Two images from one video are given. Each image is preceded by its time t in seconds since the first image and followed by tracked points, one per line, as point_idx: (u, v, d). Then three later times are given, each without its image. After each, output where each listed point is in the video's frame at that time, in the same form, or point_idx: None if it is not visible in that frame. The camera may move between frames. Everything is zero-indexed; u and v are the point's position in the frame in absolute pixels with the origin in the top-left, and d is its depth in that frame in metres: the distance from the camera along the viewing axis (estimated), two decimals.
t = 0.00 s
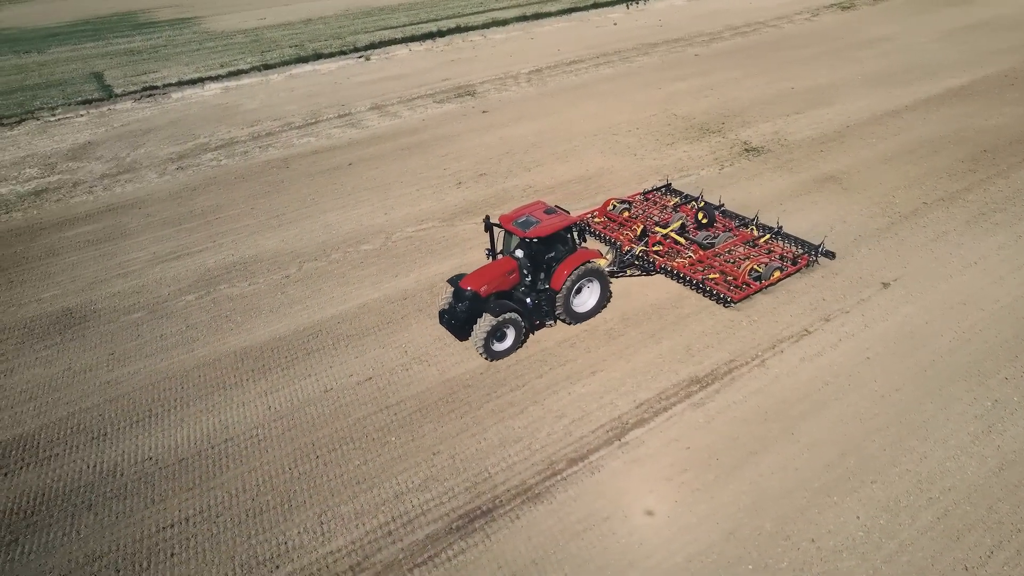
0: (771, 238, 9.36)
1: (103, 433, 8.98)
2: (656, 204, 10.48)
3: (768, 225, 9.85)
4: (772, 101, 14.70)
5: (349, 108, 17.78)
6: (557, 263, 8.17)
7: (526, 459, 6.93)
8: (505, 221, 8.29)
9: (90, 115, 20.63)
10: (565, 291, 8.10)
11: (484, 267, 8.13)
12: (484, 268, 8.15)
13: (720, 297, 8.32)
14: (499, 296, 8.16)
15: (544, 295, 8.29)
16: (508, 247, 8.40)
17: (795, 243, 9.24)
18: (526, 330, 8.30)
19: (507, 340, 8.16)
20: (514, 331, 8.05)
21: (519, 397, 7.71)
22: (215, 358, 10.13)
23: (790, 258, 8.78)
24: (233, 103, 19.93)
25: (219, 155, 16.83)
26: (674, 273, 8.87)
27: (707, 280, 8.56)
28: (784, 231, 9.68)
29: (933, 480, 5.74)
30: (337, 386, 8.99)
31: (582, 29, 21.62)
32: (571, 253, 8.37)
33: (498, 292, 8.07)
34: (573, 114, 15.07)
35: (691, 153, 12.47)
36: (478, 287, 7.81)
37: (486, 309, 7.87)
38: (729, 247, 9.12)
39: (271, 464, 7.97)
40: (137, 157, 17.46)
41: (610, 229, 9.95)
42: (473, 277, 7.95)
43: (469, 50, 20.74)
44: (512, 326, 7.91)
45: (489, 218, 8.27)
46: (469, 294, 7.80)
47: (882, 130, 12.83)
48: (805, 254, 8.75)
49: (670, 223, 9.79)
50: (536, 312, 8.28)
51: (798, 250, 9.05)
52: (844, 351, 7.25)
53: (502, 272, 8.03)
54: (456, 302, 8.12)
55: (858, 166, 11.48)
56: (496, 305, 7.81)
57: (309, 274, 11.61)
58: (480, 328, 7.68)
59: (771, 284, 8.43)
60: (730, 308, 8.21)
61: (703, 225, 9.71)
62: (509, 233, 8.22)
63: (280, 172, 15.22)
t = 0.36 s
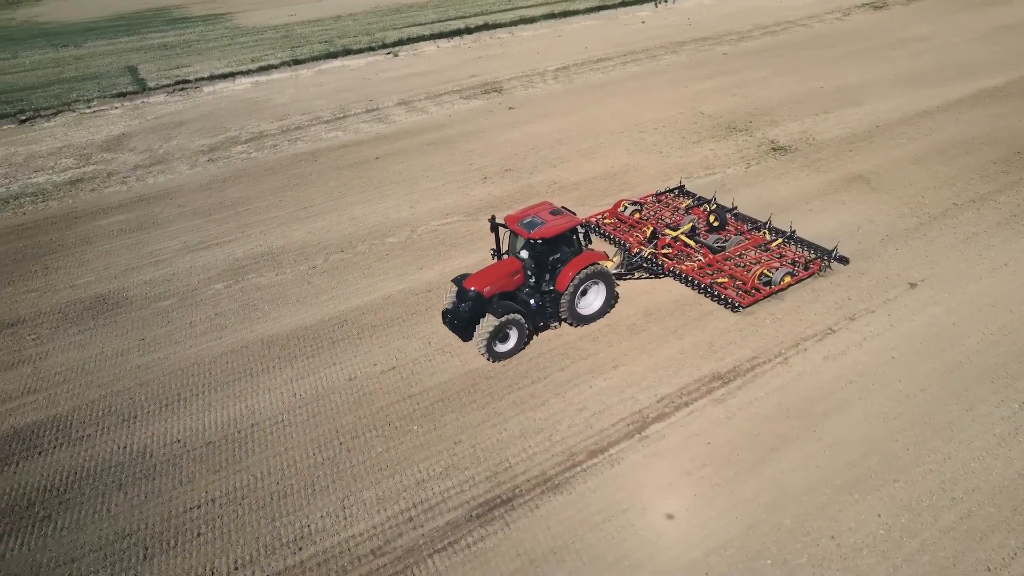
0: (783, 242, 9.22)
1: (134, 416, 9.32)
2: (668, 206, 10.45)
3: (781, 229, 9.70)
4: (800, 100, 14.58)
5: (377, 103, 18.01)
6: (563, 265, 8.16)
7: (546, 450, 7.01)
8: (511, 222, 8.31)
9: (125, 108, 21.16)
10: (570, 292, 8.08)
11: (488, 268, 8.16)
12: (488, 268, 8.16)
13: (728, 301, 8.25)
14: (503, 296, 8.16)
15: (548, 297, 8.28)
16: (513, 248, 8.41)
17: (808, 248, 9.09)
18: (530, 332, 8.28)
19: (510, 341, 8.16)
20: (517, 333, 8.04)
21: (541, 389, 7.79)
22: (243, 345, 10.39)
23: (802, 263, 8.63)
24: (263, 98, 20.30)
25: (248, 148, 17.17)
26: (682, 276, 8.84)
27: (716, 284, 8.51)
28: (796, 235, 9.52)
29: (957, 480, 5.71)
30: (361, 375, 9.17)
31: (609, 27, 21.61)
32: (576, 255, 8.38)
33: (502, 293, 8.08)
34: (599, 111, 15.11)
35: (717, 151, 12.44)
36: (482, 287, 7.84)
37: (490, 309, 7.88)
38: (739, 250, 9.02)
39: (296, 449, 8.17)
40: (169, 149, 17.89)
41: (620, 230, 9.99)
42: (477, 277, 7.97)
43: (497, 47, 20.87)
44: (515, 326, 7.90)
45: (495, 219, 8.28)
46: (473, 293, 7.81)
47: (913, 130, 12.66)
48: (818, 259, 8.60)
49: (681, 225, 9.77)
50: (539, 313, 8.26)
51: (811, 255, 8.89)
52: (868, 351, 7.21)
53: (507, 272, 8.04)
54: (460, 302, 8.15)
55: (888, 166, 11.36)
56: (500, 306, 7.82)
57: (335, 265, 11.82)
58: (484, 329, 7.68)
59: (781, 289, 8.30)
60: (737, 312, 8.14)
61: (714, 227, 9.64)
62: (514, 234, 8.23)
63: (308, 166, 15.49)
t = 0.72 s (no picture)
0: (793, 245, 9.13)
1: (164, 398, 9.64)
2: (677, 207, 10.43)
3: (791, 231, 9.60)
4: (828, 100, 14.46)
5: (403, 98, 18.24)
6: (565, 265, 8.22)
7: (565, 439, 7.11)
8: (516, 221, 8.43)
9: (157, 101, 21.68)
10: (571, 293, 8.09)
11: (492, 267, 8.30)
12: (492, 268, 8.31)
13: (733, 304, 8.20)
14: (505, 295, 8.27)
15: (550, 297, 8.33)
16: (518, 247, 8.51)
17: (819, 251, 8.98)
18: (531, 332, 8.36)
19: (511, 341, 8.24)
20: (517, 332, 8.12)
21: (560, 380, 7.89)
22: (269, 331, 10.66)
23: (811, 266, 8.53)
24: (291, 92, 20.67)
25: (277, 141, 17.52)
26: (688, 278, 8.82)
27: (721, 287, 8.48)
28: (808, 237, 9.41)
29: (976, 479, 5.70)
30: (383, 363, 9.36)
31: (636, 26, 21.59)
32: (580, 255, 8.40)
33: (505, 292, 8.23)
34: (624, 109, 15.15)
35: (742, 149, 12.42)
36: (483, 286, 7.99)
37: (491, 308, 8.00)
38: (747, 253, 8.97)
39: (319, 432, 8.38)
40: (200, 141, 18.32)
41: (628, 231, 10.00)
42: (480, 276, 8.13)
43: (523, 44, 20.98)
44: (516, 326, 7.99)
45: (500, 218, 8.41)
46: (474, 292, 7.98)
47: (943, 130, 12.50)
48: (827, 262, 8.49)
49: (689, 226, 9.74)
50: (541, 313, 8.34)
51: (821, 258, 8.78)
52: (890, 349, 7.20)
53: (509, 272, 8.17)
54: (463, 300, 8.30)
55: (915, 166, 11.24)
56: (500, 305, 7.93)
57: (360, 256, 12.05)
58: (484, 327, 7.80)
59: (787, 292, 8.22)
60: (742, 316, 8.09)
61: (723, 229, 9.60)
62: (518, 233, 8.34)
63: (335, 159, 15.77)
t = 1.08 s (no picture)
0: (800, 248, 9.09)
1: (194, 380, 9.96)
2: (686, 207, 10.45)
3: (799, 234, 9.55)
4: (855, 99, 14.35)
5: (430, 94, 18.47)
6: (567, 264, 8.30)
7: (582, 427, 7.22)
8: (517, 219, 8.45)
9: (189, 94, 22.20)
10: (573, 291, 8.23)
11: (493, 264, 8.30)
12: (492, 265, 8.31)
13: (736, 306, 8.21)
14: (506, 293, 8.28)
15: (551, 296, 8.41)
16: (519, 245, 8.53)
17: (827, 255, 8.93)
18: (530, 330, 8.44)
19: (511, 338, 8.32)
20: (518, 330, 8.20)
21: (579, 370, 8.00)
22: (295, 319, 10.93)
23: (817, 270, 8.49)
24: (319, 87, 21.03)
25: (305, 134, 17.85)
26: (691, 279, 8.87)
27: (724, 288, 8.50)
28: (816, 240, 9.36)
29: (994, 475, 5.71)
30: (405, 351, 9.57)
31: (663, 24, 21.56)
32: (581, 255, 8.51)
33: (505, 290, 8.25)
34: (649, 106, 15.18)
35: (766, 147, 12.39)
36: (485, 283, 8.00)
37: (492, 306, 8.04)
38: (753, 255, 8.96)
39: (342, 416, 8.61)
40: (230, 134, 18.74)
41: (635, 231, 10.09)
42: (480, 273, 8.14)
43: (549, 41, 21.09)
44: (516, 323, 8.05)
45: (502, 215, 8.39)
46: (476, 289, 7.99)
47: (972, 131, 12.35)
48: (833, 266, 8.45)
49: (696, 227, 9.77)
50: (541, 312, 8.42)
51: (828, 261, 8.74)
52: (910, 346, 7.19)
53: (510, 270, 8.17)
54: (463, 297, 8.31)
55: (942, 165, 11.14)
56: (501, 303, 7.97)
57: (384, 247, 12.28)
58: (484, 324, 7.84)
59: (792, 295, 8.20)
60: (744, 317, 8.10)
61: (730, 230, 9.60)
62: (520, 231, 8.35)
63: (361, 152, 16.05)
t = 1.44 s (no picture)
0: (806, 249, 9.05)
1: (223, 362, 10.30)
2: (693, 208, 10.48)
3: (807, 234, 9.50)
4: (883, 98, 14.24)
5: (456, 89, 18.70)
6: (569, 262, 8.44)
7: (601, 415, 7.33)
8: (520, 217, 8.59)
9: (220, 87, 22.72)
10: (574, 288, 8.35)
11: (496, 261, 8.51)
12: (495, 262, 8.53)
13: (739, 307, 8.21)
14: (508, 290, 8.49)
15: (553, 293, 8.56)
16: (522, 243, 8.71)
17: (834, 256, 8.87)
18: (531, 326, 8.62)
19: (512, 334, 8.51)
20: (518, 326, 8.38)
21: (599, 360, 8.12)
22: (321, 306, 11.22)
23: (823, 271, 8.45)
24: (347, 81, 21.39)
25: (333, 128, 18.19)
26: (696, 279, 8.90)
27: (728, 289, 8.51)
28: (838, 236, 9.36)
29: (1012, 470, 5.73)
30: (428, 338, 9.79)
31: (689, 22, 21.53)
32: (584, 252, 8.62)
33: (507, 286, 8.45)
34: (673, 103, 15.21)
35: (791, 145, 12.38)
36: (486, 280, 8.22)
37: (492, 302, 8.25)
38: (758, 256, 8.96)
39: (366, 399, 8.85)
40: (259, 127, 19.16)
41: (641, 231, 10.14)
42: (482, 270, 8.36)
43: (574, 39, 21.19)
44: (516, 319, 8.24)
45: (505, 213, 8.56)
46: (477, 285, 8.21)
47: (1002, 131, 12.20)
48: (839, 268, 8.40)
49: (702, 227, 9.79)
50: (542, 309, 8.57)
51: (834, 263, 8.68)
52: (930, 343, 7.20)
53: (512, 267, 8.39)
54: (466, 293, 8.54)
55: (970, 165, 11.04)
56: (502, 299, 8.18)
57: (409, 238, 12.52)
58: (484, 320, 8.06)
59: (795, 296, 8.17)
60: (747, 318, 8.10)
61: (737, 231, 9.61)
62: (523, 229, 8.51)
63: (387, 146, 16.33)
